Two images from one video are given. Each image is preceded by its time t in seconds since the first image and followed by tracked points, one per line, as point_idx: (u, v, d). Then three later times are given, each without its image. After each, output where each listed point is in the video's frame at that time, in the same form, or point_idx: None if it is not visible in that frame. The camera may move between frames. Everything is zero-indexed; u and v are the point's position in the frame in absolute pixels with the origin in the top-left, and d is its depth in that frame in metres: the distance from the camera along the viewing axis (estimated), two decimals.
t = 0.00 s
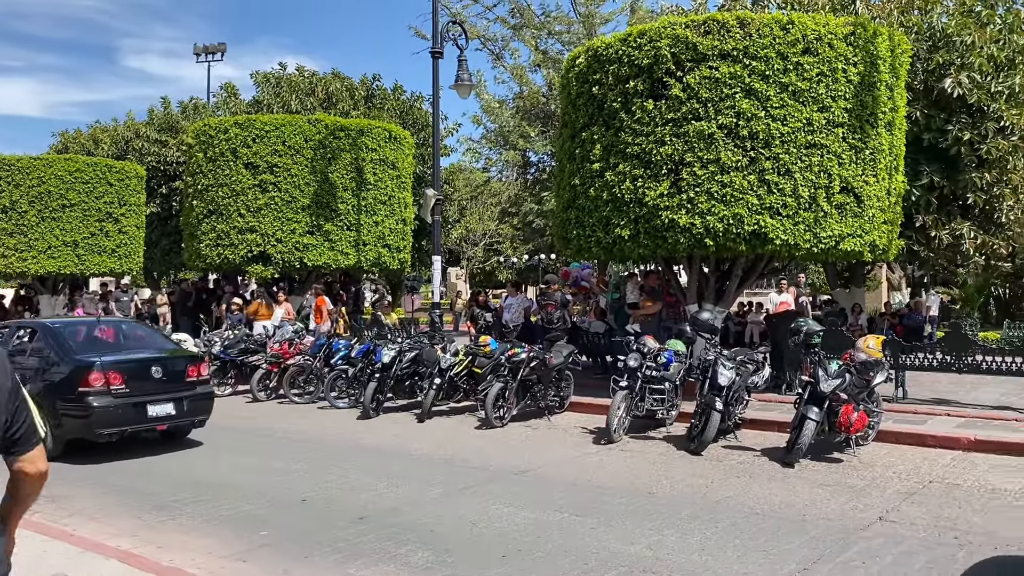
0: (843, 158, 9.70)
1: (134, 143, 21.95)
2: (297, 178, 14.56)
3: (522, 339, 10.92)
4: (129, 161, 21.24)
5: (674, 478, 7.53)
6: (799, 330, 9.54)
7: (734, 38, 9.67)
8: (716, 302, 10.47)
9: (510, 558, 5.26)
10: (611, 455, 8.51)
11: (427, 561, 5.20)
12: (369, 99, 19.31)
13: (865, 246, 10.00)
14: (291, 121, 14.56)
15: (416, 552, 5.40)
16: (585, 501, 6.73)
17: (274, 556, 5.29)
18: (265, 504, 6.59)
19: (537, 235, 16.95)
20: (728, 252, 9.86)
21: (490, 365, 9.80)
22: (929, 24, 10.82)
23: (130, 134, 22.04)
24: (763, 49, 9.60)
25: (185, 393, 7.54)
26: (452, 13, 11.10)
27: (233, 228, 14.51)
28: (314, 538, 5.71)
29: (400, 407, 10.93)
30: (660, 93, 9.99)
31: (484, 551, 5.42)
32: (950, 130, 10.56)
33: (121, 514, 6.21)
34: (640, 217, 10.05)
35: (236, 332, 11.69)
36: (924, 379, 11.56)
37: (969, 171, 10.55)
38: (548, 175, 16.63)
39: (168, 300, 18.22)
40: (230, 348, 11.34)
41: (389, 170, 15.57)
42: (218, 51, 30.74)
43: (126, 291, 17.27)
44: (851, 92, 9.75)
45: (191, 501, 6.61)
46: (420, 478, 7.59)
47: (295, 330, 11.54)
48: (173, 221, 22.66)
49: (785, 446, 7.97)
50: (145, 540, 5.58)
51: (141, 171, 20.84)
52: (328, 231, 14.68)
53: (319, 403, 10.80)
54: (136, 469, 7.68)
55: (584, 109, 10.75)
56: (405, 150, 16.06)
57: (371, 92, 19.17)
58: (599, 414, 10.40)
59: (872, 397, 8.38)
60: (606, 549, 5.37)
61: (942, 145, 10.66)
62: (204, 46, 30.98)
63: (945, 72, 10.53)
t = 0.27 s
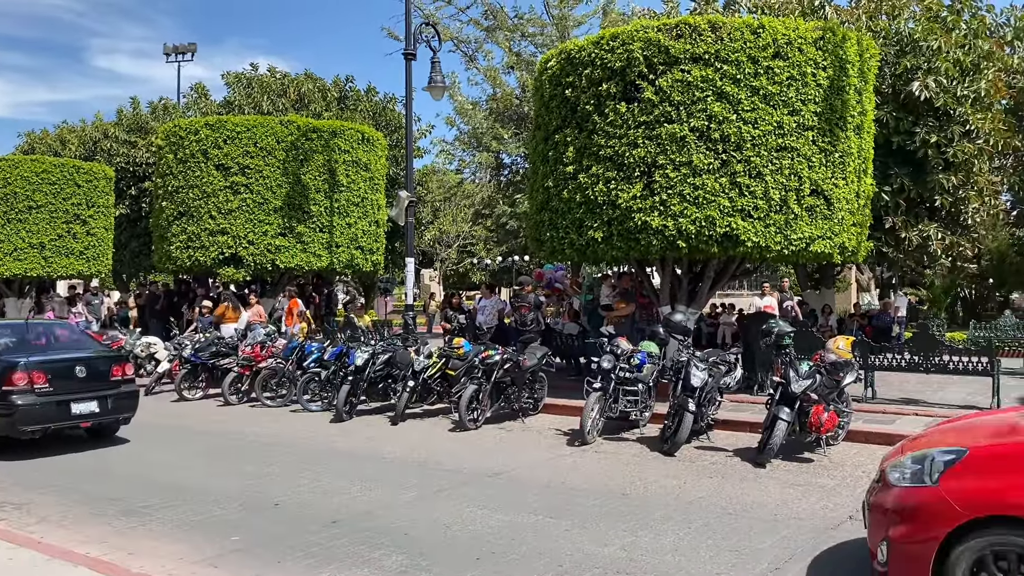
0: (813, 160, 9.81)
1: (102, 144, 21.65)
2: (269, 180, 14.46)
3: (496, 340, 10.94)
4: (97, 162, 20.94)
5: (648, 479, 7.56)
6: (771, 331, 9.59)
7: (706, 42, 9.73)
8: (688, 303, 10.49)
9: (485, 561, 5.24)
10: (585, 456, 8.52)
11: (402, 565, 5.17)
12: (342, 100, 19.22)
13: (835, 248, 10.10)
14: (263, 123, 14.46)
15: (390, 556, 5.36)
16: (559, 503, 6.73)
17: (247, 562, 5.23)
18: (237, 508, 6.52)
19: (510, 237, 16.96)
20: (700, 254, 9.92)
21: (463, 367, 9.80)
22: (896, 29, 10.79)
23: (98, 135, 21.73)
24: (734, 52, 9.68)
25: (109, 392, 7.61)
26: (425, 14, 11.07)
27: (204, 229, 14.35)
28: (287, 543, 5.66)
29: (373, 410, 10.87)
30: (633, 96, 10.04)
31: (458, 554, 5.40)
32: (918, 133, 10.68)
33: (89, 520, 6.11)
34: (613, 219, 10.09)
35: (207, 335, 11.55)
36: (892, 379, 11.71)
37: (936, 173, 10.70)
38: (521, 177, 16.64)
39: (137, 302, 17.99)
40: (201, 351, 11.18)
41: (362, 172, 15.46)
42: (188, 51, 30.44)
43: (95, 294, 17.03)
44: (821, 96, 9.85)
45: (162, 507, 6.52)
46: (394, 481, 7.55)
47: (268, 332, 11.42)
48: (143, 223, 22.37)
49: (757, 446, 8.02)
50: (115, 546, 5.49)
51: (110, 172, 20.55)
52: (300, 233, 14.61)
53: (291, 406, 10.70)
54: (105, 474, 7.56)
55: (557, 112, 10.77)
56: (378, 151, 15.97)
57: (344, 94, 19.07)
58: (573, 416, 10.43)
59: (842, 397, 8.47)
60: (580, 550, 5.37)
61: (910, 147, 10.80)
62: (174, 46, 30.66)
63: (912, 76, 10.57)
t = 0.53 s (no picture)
0: (775, 163, 9.93)
1: (61, 143, 21.24)
2: (232, 181, 14.33)
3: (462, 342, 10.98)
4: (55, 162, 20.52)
5: (614, 479, 7.59)
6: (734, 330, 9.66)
7: (670, 45, 9.81)
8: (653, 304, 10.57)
9: (451, 563, 5.21)
10: (552, 457, 8.53)
11: (367, 569, 5.12)
12: (307, 100, 19.07)
13: (797, 249, 10.22)
14: (226, 122, 14.33)
15: (355, 560, 5.31)
16: (525, 504, 6.73)
17: (209, 568, 5.14)
18: (199, 514, 6.42)
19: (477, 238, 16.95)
20: (664, 256, 10.00)
21: (430, 369, 9.86)
22: (857, 34, 11.10)
23: (56, 135, 21.31)
24: (698, 55, 9.75)
25: (26, 392, 7.66)
26: (390, 15, 11.02)
27: (164, 231, 14.13)
28: (250, 548, 5.58)
29: (338, 413, 10.78)
30: (598, 98, 10.09)
31: (424, 557, 5.36)
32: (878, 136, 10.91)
33: (47, 527, 5.97)
34: (578, 221, 10.12)
35: (168, 338, 11.42)
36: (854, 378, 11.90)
37: (895, 176, 10.88)
38: (487, 178, 16.64)
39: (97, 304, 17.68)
40: (162, 354, 10.98)
41: (327, 173, 15.37)
42: (150, 50, 29.99)
43: (53, 296, 16.70)
44: (783, 99, 9.98)
45: (122, 513, 6.39)
46: (360, 484, 7.49)
47: (231, 336, 11.42)
48: (103, 224, 21.98)
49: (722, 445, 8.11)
50: (73, 554, 5.37)
51: (68, 173, 20.17)
52: (264, 233, 14.48)
53: (255, 410, 10.58)
54: (63, 480, 7.40)
55: (523, 113, 10.77)
56: (343, 152, 15.90)
57: (309, 94, 18.93)
58: (539, 417, 10.44)
59: (805, 396, 8.55)
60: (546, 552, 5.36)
61: (871, 150, 10.99)
62: (135, 45, 30.20)
63: (871, 80, 10.82)
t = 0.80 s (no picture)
0: (715, 165, 10.09)
1: None
2: (170, 179, 14.04)
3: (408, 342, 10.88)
4: None
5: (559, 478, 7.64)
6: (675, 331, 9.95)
7: (612, 47, 9.91)
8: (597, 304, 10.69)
9: (393, 565, 5.17)
10: (498, 457, 8.54)
11: (308, 573, 5.05)
12: (248, 97, 18.79)
13: (736, 250, 10.40)
14: (163, 119, 14.00)
15: (296, 564, 5.24)
16: (469, 504, 6.72)
17: None
18: (136, 521, 6.25)
19: (423, 238, 16.90)
20: (607, 257, 10.10)
21: (375, 370, 9.72)
22: (793, 40, 11.11)
23: None
24: (639, 58, 9.88)
25: None
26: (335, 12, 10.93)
27: (100, 230, 13.77)
28: (188, 554, 5.46)
29: (280, 415, 10.64)
30: (543, 99, 10.13)
31: (367, 560, 5.31)
32: (815, 139, 11.15)
33: None
34: (523, 221, 10.15)
35: (103, 341, 11.15)
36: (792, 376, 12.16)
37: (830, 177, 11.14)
38: (433, 178, 16.58)
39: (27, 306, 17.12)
40: (97, 357, 10.70)
41: (268, 172, 15.20)
42: (85, 45, 29.17)
43: None
44: (723, 102, 10.14)
45: (54, 521, 6.19)
46: (303, 488, 7.40)
47: (168, 338, 11.26)
48: (34, 223, 21.27)
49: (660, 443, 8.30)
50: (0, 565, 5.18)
51: None
52: (203, 233, 14.23)
53: (194, 413, 10.37)
54: None
55: (467, 113, 10.76)
56: (285, 150, 15.70)
57: (250, 91, 18.67)
58: (485, 417, 10.44)
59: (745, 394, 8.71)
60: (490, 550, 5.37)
61: (809, 152, 11.28)
62: (70, 39, 29.35)
63: (808, 84, 11.06)
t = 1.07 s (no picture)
0: (638, 166, 10.22)
1: None
2: (83, 174, 13.60)
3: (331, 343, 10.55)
4: None
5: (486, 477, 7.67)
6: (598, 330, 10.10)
7: (539, 47, 9.93)
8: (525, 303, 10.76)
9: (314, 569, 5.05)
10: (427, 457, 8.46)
11: None
12: (167, 91, 18.36)
13: (659, 249, 10.55)
14: (76, 113, 13.51)
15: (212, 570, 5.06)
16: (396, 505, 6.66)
17: None
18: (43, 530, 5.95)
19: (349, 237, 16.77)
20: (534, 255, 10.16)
21: (298, 372, 9.61)
22: (714, 44, 11.43)
23: None
24: (565, 59, 9.92)
25: None
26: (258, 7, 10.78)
27: (7, 227, 13.23)
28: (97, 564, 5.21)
29: (200, 419, 10.32)
30: (469, 98, 10.10)
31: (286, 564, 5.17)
32: (736, 141, 11.21)
33: None
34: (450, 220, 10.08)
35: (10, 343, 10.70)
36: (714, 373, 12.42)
37: (750, 179, 11.25)
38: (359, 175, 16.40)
39: None
40: (4, 360, 10.29)
41: (187, 168, 14.84)
42: None
43: None
44: (646, 103, 10.30)
45: None
46: (223, 492, 7.20)
47: (81, 339, 10.89)
48: None
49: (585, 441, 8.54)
50: None
51: None
52: (118, 231, 13.81)
53: (108, 417, 9.97)
54: None
55: (394, 110, 10.64)
56: (205, 146, 15.32)
57: (168, 85, 18.24)
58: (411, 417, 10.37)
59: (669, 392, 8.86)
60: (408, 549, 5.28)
61: (730, 154, 11.41)
62: None
63: (729, 87, 11.25)
